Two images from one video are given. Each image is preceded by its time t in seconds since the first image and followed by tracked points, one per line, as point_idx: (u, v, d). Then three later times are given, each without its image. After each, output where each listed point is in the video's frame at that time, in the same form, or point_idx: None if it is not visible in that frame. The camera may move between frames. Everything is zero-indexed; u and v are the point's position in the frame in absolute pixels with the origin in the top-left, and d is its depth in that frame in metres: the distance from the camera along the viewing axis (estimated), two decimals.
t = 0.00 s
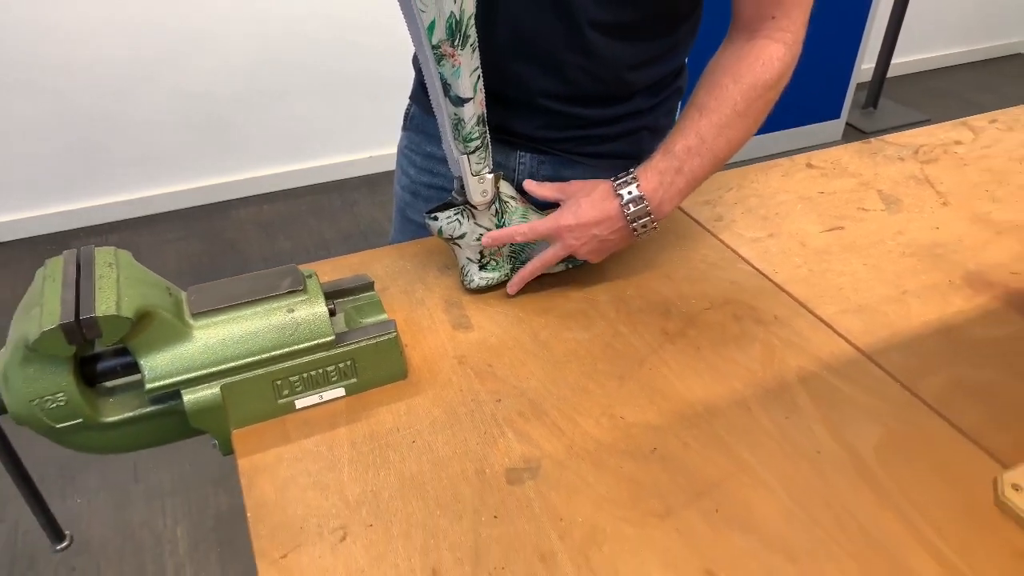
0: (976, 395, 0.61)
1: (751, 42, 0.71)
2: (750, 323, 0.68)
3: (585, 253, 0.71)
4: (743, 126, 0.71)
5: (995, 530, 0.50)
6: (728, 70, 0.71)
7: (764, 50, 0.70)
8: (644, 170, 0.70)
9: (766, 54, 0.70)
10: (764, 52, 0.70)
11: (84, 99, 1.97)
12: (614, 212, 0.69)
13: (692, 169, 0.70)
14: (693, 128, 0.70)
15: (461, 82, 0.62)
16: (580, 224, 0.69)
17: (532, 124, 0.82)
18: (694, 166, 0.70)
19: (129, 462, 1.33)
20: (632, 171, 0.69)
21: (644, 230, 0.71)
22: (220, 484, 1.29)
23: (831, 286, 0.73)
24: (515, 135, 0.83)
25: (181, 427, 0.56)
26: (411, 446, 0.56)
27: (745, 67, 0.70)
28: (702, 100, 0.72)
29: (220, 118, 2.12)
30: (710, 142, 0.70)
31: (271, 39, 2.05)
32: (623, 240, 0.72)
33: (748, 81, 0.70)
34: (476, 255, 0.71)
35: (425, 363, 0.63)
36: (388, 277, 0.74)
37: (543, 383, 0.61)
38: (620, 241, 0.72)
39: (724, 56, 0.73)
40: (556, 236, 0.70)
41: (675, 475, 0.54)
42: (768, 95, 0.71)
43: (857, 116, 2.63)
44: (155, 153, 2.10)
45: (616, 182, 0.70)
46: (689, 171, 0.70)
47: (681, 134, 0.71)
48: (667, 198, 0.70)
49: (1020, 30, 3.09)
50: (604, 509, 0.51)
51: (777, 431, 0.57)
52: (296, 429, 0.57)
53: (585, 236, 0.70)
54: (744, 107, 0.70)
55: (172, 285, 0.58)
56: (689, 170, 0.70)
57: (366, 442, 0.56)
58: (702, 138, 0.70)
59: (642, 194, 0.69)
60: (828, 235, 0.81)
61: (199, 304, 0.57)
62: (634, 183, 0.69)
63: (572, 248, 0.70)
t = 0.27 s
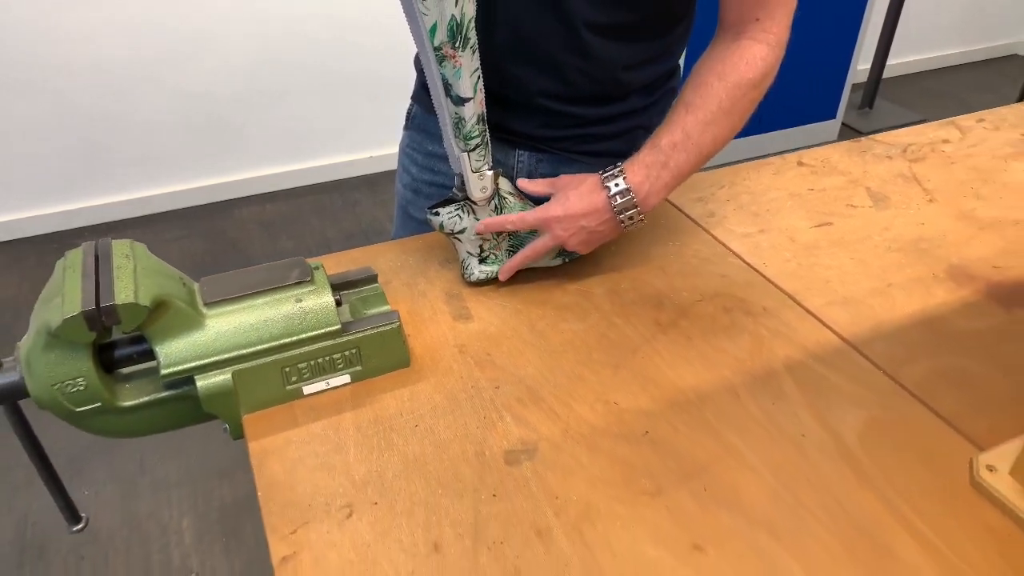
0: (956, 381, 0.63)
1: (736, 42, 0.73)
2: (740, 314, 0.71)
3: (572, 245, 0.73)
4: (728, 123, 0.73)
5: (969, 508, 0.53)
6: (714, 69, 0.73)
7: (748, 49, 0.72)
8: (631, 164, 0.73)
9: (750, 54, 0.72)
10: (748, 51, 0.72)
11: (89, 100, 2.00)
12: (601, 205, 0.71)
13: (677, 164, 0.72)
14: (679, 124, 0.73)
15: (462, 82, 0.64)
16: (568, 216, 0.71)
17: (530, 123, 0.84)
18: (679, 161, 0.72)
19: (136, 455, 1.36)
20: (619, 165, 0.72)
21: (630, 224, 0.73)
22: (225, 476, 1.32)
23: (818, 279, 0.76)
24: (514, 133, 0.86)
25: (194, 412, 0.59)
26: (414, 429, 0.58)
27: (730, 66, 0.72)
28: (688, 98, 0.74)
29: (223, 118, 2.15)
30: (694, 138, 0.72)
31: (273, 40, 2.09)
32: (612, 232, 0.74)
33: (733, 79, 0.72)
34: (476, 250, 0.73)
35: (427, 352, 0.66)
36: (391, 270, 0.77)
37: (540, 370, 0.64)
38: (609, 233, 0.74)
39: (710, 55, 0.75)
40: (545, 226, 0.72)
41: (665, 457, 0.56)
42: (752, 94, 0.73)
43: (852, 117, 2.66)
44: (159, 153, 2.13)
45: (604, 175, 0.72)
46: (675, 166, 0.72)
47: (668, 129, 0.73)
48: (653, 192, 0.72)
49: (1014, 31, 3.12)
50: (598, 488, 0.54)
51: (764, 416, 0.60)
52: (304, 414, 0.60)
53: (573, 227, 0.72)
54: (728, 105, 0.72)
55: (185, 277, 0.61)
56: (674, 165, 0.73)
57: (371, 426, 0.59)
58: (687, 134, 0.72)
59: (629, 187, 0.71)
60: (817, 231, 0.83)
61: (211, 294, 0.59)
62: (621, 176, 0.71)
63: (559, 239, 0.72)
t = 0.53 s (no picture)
0: (936, 368, 0.66)
1: (749, 35, 0.77)
2: (730, 305, 0.74)
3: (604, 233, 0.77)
4: (746, 111, 0.77)
5: (945, 486, 0.56)
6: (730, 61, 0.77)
7: (762, 41, 0.76)
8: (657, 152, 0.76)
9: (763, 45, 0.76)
10: (762, 43, 0.76)
11: (95, 102, 2.04)
12: (631, 191, 0.75)
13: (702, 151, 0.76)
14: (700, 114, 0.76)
15: (463, 82, 0.67)
16: (600, 203, 0.75)
17: (530, 122, 0.87)
18: (702, 148, 0.76)
19: (143, 447, 1.39)
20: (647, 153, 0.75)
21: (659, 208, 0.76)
22: (231, 469, 1.35)
23: (806, 272, 0.79)
24: (514, 132, 0.89)
25: (206, 396, 0.62)
26: (418, 412, 0.61)
27: (745, 57, 0.76)
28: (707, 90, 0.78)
29: (226, 119, 2.19)
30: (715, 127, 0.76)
31: (275, 44, 2.13)
32: (641, 218, 0.77)
33: (748, 70, 0.76)
34: (476, 243, 0.76)
35: (430, 340, 0.69)
36: (395, 263, 0.80)
37: (538, 358, 0.67)
38: (637, 220, 0.77)
39: (725, 49, 0.79)
40: (577, 214, 0.75)
41: (657, 438, 0.59)
42: (767, 84, 0.77)
43: (848, 118, 2.71)
44: (164, 154, 2.18)
45: (633, 163, 0.75)
46: (698, 153, 0.76)
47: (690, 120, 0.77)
48: (680, 179, 0.76)
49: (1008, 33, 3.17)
50: (592, 467, 0.57)
51: (752, 400, 0.63)
52: (313, 398, 0.63)
53: (605, 214, 0.75)
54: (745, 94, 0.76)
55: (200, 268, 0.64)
56: (698, 152, 0.76)
57: (376, 410, 0.61)
58: (708, 123, 0.76)
59: (657, 172, 0.74)
60: (806, 226, 0.86)
61: (225, 284, 0.62)
62: (649, 164, 0.75)
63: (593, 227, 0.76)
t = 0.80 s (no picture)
0: (917, 365, 0.69)
1: (747, 44, 0.83)
2: (722, 304, 0.77)
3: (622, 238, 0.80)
4: (748, 116, 0.83)
5: (922, 475, 0.59)
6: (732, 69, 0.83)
7: (759, 49, 0.82)
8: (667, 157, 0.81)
9: (761, 54, 0.82)
10: (759, 51, 0.82)
11: (106, 109, 2.13)
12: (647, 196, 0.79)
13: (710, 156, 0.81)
14: (706, 120, 0.82)
15: (471, 91, 0.70)
16: (617, 209, 0.78)
17: (532, 129, 0.91)
18: (710, 153, 0.82)
19: (150, 447, 1.42)
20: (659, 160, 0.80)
21: (671, 208, 0.80)
22: (236, 468, 1.38)
23: (795, 273, 0.82)
24: (516, 139, 0.92)
25: (222, 389, 0.65)
26: (422, 405, 0.64)
27: (744, 66, 0.82)
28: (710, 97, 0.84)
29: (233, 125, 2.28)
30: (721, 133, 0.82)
31: (281, 53, 2.22)
32: (655, 221, 0.81)
33: (748, 76, 0.82)
34: (483, 246, 0.79)
35: (433, 337, 0.72)
36: (399, 264, 0.83)
37: (537, 354, 0.70)
38: (652, 224, 0.81)
39: (724, 58, 0.85)
40: (596, 221, 0.79)
41: (650, 430, 0.62)
42: (765, 89, 0.83)
43: (845, 125, 2.77)
44: (172, 159, 2.26)
45: (646, 170, 0.79)
46: (706, 157, 0.81)
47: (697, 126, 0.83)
48: (690, 181, 0.81)
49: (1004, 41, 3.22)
50: (588, 457, 0.60)
51: (741, 395, 0.66)
52: (322, 392, 0.66)
53: (622, 220, 0.79)
54: (746, 100, 0.83)
55: (216, 269, 0.67)
56: (706, 156, 0.82)
57: (383, 403, 0.64)
58: (714, 128, 0.82)
59: (669, 178, 0.79)
60: (796, 229, 0.89)
61: (240, 283, 0.65)
62: (661, 170, 0.79)
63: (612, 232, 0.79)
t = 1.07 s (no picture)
0: (898, 373, 0.72)
1: (733, 61, 0.88)
2: (711, 315, 0.80)
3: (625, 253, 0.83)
4: (735, 130, 0.88)
5: (900, 478, 0.61)
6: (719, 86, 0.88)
7: (745, 66, 0.87)
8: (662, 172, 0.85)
9: (746, 70, 0.87)
10: (746, 68, 0.87)
11: (117, 126, 2.20)
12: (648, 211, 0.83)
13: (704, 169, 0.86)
14: (697, 136, 0.87)
15: (470, 111, 0.74)
16: (623, 226, 0.81)
17: (529, 146, 0.94)
18: (703, 166, 0.86)
19: (155, 456, 1.44)
20: (657, 176, 0.83)
21: (669, 221, 0.84)
22: (240, 476, 1.41)
23: (783, 285, 0.85)
24: (514, 156, 0.95)
25: (229, 395, 0.68)
26: (421, 411, 0.67)
27: (733, 82, 0.87)
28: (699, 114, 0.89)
29: (240, 142, 2.35)
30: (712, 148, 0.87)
31: (287, 72, 2.30)
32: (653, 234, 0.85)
33: (737, 92, 0.87)
34: (481, 258, 0.82)
35: (432, 346, 0.75)
36: (400, 276, 0.86)
37: (532, 363, 0.73)
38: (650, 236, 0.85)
39: (711, 75, 0.89)
40: (603, 238, 0.81)
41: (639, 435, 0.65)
42: (751, 102, 0.89)
43: (841, 140, 2.82)
44: (180, 175, 2.33)
45: (645, 186, 0.83)
46: (703, 170, 0.86)
47: (688, 142, 0.87)
48: (688, 193, 0.85)
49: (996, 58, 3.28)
50: (580, 461, 0.62)
51: (728, 402, 0.69)
52: (325, 399, 0.68)
53: (627, 235, 0.82)
54: (733, 115, 0.88)
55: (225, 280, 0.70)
56: (699, 170, 0.86)
57: (384, 409, 0.67)
58: (709, 143, 0.86)
59: (667, 192, 0.83)
60: (784, 243, 0.93)
61: (247, 294, 0.68)
62: (660, 185, 0.83)
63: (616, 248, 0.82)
